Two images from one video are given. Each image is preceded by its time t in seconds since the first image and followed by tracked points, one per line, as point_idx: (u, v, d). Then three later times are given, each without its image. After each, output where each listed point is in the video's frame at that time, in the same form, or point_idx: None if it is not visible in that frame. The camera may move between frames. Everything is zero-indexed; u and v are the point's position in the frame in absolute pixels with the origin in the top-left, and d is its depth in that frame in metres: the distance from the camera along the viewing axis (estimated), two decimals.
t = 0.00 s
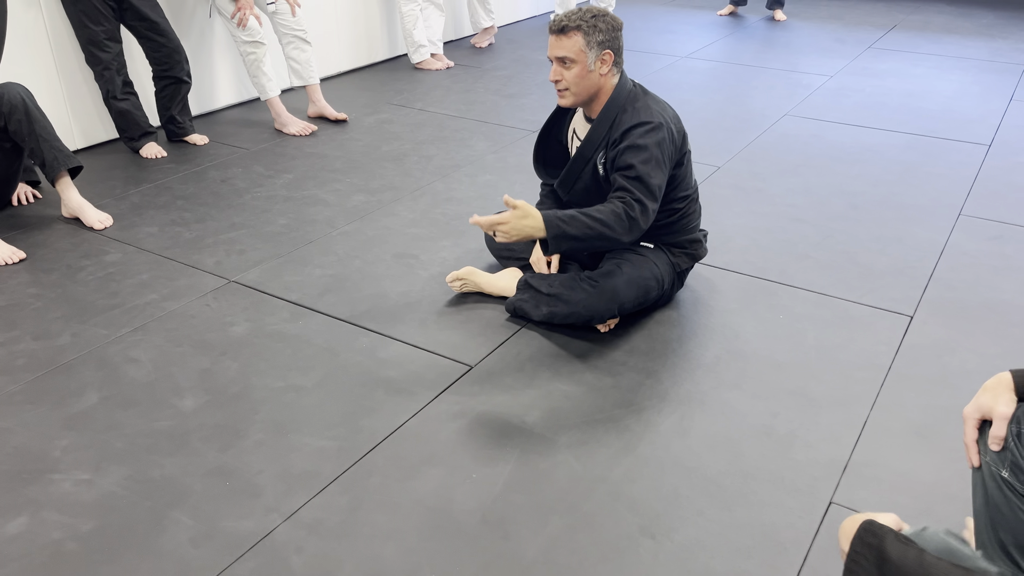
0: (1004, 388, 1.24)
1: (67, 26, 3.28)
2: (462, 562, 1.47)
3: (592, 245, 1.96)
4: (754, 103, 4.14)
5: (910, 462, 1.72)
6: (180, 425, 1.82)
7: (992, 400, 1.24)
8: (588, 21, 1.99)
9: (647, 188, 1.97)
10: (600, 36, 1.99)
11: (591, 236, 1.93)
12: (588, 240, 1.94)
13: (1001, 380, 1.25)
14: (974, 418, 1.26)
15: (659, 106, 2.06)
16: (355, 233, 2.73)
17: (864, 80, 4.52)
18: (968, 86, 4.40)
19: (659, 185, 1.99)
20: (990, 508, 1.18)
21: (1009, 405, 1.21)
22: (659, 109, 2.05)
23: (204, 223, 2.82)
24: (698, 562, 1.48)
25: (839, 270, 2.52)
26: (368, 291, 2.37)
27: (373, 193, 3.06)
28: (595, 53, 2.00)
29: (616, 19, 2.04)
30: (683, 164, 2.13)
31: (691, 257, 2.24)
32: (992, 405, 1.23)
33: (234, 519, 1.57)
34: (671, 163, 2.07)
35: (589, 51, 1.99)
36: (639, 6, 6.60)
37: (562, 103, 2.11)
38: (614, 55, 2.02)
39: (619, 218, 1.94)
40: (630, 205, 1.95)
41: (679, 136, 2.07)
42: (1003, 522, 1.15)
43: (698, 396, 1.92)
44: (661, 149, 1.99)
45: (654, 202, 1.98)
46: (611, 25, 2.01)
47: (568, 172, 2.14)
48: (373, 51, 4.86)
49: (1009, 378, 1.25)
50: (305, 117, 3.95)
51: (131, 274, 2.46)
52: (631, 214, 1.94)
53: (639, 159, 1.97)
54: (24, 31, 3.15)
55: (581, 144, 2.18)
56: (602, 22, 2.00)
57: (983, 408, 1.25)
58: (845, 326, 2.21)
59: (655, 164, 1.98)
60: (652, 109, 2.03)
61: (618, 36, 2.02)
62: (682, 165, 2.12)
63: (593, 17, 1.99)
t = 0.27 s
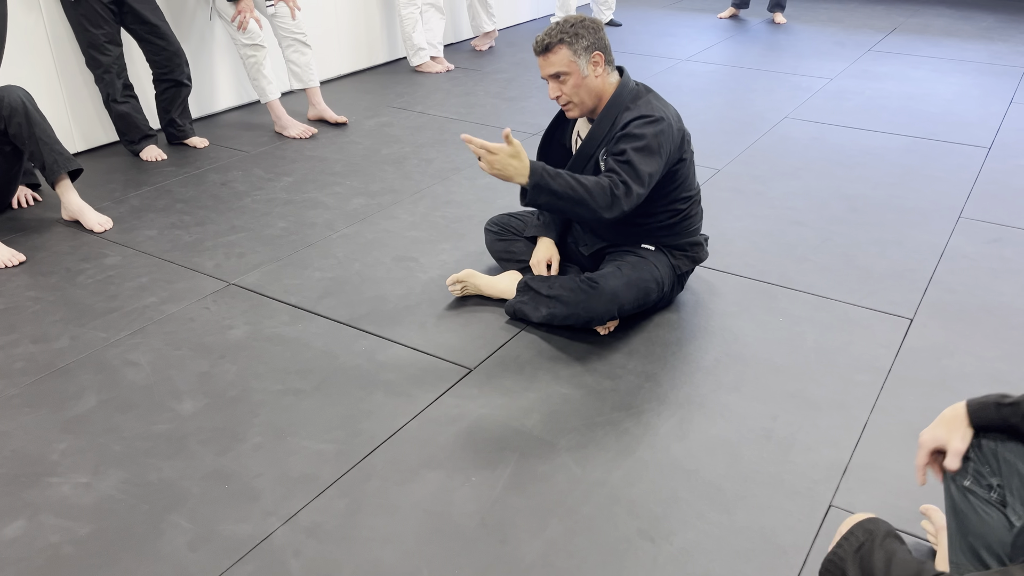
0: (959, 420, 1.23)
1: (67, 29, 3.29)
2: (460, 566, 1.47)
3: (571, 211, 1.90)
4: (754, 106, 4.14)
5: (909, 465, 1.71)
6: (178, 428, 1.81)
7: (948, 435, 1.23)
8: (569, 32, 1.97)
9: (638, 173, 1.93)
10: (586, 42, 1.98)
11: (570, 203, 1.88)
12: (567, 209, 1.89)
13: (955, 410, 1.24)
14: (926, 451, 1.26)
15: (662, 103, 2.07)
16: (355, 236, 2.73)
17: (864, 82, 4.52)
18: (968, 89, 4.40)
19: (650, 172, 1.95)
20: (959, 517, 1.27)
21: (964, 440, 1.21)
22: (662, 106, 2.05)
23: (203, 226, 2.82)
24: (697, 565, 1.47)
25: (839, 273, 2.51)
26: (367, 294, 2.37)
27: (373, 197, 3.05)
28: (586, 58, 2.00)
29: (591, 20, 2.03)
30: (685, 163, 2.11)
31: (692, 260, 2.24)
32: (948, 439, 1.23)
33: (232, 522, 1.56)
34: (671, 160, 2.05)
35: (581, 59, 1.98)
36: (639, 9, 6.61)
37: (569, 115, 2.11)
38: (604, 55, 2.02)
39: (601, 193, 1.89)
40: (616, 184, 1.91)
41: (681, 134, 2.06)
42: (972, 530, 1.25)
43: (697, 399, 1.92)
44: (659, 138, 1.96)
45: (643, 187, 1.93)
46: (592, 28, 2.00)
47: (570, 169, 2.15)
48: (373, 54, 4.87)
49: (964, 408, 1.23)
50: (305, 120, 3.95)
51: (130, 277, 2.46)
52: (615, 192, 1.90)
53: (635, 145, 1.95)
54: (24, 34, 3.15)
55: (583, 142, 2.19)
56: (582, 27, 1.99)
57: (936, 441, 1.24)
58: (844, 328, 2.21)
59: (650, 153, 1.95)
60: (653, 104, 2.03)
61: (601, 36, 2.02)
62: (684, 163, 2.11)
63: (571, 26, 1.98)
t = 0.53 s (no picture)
0: (909, 448, 1.34)
1: (68, 33, 3.29)
2: (459, 569, 1.46)
3: (559, 207, 1.84)
4: (755, 110, 4.14)
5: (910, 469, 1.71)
6: (178, 431, 1.81)
7: (894, 462, 1.35)
8: (579, 24, 2.01)
9: (625, 158, 1.88)
10: (592, 37, 2.01)
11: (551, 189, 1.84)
12: (547, 197, 1.84)
13: (909, 440, 1.35)
14: (871, 475, 1.38)
15: (657, 101, 2.06)
16: (355, 239, 2.73)
17: (864, 86, 4.53)
18: (969, 92, 4.40)
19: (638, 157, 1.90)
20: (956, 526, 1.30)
21: (908, 471, 1.32)
22: (657, 103, 2.04)
23: (203, 229, 2.82)
24: (697, 569, 1.47)
25: (839, 276, 2.51)
26: (367, 297, 2.37)
27: (374, 200, 3.06)
28: (588, 54, 2.02)
29: (608, 22, 2.06)
30: (682, 162, 2.11)
31: (692, 263, 2.24)
32: (893, 464, 1.35)
33: (232, 525, 1.56)
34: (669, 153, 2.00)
35: (582, 51, 2.01)
36: (640, 12, 6.62)
37: (560, 106, 2.13)
38: (608, 56, 2.04)
39: (582, 177, 1.85)
40: (601, 167, 1.86)
41: (677, 131, 2.03)
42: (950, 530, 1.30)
43: (698, 402, 1.92)
44: (650, 128, 1.94)
45: (629, 169, 1.87)
46: (603, 27, 2.03)
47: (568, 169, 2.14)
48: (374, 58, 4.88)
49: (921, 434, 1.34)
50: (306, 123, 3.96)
51: (130, 280, 2.46)
52: (598, 174, 1.84)
53: (622, 132, 1.92)
54: (26, 38, 3.16)
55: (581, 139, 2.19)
56: (593, 24, 2.02)
57: (881, 467, 1.36)
58: (845, 332, 2.21)
59: (639, 140, 1.91)
60: (648, 101, 2.02)
61: (610, 37, 2.04)
62: (681, 161, 2.10)
63: (585, 19, 2.02)
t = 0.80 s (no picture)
0: (908, 459, 1.31)
1: (70, 35, 3.30)
2: (460, 572, 1.46)
3: (565, 185, 1.82)
4: (756, 112, 4.14)
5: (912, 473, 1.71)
6: (179, 433, 1.81)
7: (900, 477, 1.30)
8: (575, 24, 2.01)
9: (629, 144, 1.86)
10: (589, 37, 2.01)
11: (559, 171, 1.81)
12: (555, 177, 1.81)
13: (903, 451, 1.33)
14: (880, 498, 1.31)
15: (655, 98, 2.06)
16: (356, 241, 2.73)
17: (865, 88, 4.52)
18: (970, 95, 4.39)
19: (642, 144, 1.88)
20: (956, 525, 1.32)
21: (915, 485, 1.28)
22: (655, 100, 2.04)
23: (204, 231, 2.82)
24: (698, 572, 1.47)
25: (840, 279, 2.51)
26: (368, 299, 2.37)
27: (375, 202, 3.06)
28: (586, 53, 2.02)
29: (604, 21, 2.06)
30: (681, 161, 2.10)
31: (693, 263, 2.24)
32: (899, 481, 1.30)
33: (232, 528, 1.56)
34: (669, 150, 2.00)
35: (580, 51, 2.01)
36: (641, 15, 6.62)
37: (558, 105, 2.13)
38: (605, 55, 2.04)
39: (591, 160, 1.82)
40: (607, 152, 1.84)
41: (676, 128, 2.03)
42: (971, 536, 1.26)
43: (698, 404, 1.91)
44: (649, 120, 1.93)
45: (634, 153, 1.85)
46: (599, 27, 2.03)
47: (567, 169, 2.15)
48: (375, 60, 4.88)
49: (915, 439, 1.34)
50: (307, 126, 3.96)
51: (131, 283, 2.47)
52: (606, 157, 1.82)
53: (626, 124, 1.91)
54: (28, 40, 3.16)
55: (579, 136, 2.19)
56: (589, 23, 2.02)
57: (886, 488, 1.31)
58: (846, 335, 2.21)
59: (642, 130, 1.90)
60: (646, 97, 2.02)
61: (607, 37, 2.04)
62: (679, 160, 2.09)
63: (581, 19, 2.02)
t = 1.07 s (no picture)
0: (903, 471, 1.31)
1: (72, 37, 3.30)
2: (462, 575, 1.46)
3: (572, 191, 1.77)
4: (758, 114, 4.13)
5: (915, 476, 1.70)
6: (181, 436, 1.81)
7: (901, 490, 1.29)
8: (568, 30, 2.01)
9: (626, 142, 1.85)
10: (583, 41, 2.01)
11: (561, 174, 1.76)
12: (559, 185, 1.76)
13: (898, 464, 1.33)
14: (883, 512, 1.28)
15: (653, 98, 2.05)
16: (358, 243, 2.73)
17: (867, 91, 4.52)
18: (972, 97, 4.39)
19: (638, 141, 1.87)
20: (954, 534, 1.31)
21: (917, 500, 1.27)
22: (653, 99, 2.03)
23: (206, 233, 2.82)
24: None
25: (843, 281, 2.51)
26: (370, 301, 2.36)
27: (377, 204, 3.06)
28: (581, 57, 2.02)
29: (596, 23, 2.06)
30: (682, 161, 2.10)
31: (696, 265, 2.24)
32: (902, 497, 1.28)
33: (234, 530, 1.56)
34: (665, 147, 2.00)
35: (575, 56, 2.01)
36: (643, 17, 6.62)
37: (560, 112, 2.15)
38: (601, 57, 2.04)
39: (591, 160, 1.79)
40: (605, 150, 1.82)
41: (674, 127, 2.03)
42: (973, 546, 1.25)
43: (701, 407, 1.91)
44: (645, 118, 1.93)
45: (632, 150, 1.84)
46: (592, 29, 2.03)
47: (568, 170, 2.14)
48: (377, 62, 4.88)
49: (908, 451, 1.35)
50: (309, 127, 3.96)
51: (133, 284, 2.46)
52: (605, 156, 1.80)
53: (621, 122, 1.90)
54: (30, 41, 3.16)
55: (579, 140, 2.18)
56: (582, 27, 2.02)
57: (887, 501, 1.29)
58: (849, 337, 2.20)
59: (637, 128, 1.90)
60: (643, 97, 2.02)
61: (600, 38, 2.04)
62: (680, 160, 2.09)
63: (573, 24, 2.02)
